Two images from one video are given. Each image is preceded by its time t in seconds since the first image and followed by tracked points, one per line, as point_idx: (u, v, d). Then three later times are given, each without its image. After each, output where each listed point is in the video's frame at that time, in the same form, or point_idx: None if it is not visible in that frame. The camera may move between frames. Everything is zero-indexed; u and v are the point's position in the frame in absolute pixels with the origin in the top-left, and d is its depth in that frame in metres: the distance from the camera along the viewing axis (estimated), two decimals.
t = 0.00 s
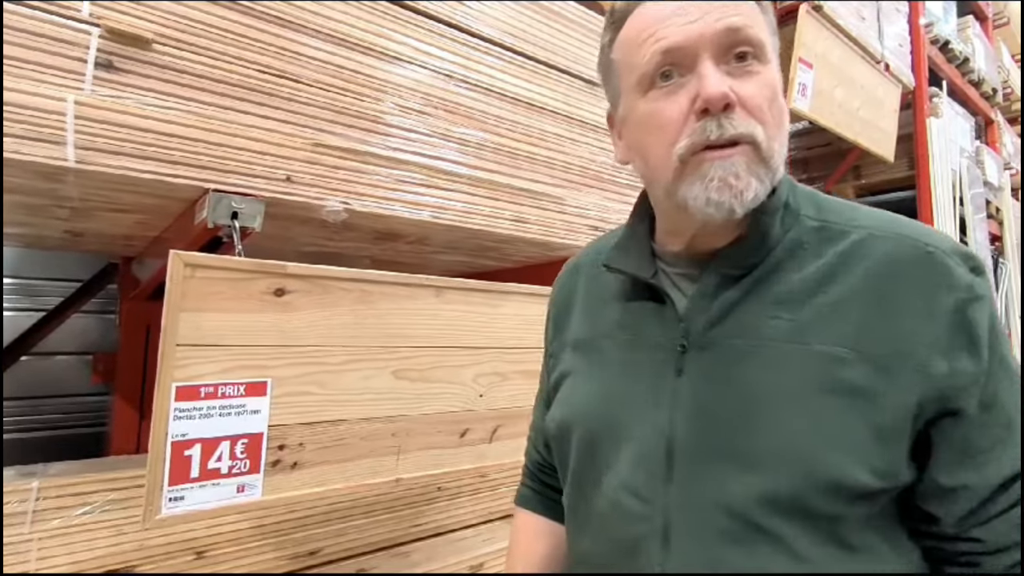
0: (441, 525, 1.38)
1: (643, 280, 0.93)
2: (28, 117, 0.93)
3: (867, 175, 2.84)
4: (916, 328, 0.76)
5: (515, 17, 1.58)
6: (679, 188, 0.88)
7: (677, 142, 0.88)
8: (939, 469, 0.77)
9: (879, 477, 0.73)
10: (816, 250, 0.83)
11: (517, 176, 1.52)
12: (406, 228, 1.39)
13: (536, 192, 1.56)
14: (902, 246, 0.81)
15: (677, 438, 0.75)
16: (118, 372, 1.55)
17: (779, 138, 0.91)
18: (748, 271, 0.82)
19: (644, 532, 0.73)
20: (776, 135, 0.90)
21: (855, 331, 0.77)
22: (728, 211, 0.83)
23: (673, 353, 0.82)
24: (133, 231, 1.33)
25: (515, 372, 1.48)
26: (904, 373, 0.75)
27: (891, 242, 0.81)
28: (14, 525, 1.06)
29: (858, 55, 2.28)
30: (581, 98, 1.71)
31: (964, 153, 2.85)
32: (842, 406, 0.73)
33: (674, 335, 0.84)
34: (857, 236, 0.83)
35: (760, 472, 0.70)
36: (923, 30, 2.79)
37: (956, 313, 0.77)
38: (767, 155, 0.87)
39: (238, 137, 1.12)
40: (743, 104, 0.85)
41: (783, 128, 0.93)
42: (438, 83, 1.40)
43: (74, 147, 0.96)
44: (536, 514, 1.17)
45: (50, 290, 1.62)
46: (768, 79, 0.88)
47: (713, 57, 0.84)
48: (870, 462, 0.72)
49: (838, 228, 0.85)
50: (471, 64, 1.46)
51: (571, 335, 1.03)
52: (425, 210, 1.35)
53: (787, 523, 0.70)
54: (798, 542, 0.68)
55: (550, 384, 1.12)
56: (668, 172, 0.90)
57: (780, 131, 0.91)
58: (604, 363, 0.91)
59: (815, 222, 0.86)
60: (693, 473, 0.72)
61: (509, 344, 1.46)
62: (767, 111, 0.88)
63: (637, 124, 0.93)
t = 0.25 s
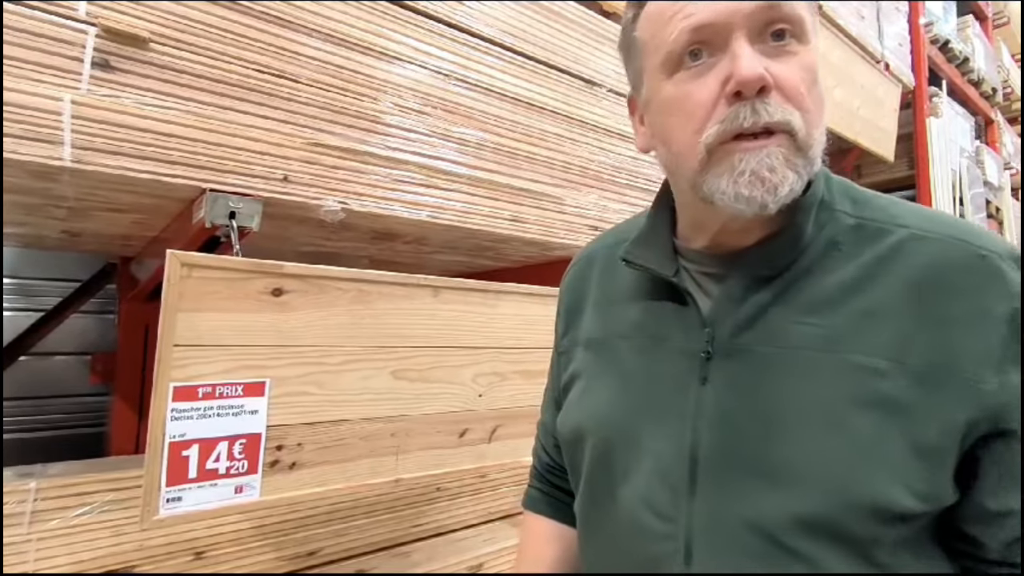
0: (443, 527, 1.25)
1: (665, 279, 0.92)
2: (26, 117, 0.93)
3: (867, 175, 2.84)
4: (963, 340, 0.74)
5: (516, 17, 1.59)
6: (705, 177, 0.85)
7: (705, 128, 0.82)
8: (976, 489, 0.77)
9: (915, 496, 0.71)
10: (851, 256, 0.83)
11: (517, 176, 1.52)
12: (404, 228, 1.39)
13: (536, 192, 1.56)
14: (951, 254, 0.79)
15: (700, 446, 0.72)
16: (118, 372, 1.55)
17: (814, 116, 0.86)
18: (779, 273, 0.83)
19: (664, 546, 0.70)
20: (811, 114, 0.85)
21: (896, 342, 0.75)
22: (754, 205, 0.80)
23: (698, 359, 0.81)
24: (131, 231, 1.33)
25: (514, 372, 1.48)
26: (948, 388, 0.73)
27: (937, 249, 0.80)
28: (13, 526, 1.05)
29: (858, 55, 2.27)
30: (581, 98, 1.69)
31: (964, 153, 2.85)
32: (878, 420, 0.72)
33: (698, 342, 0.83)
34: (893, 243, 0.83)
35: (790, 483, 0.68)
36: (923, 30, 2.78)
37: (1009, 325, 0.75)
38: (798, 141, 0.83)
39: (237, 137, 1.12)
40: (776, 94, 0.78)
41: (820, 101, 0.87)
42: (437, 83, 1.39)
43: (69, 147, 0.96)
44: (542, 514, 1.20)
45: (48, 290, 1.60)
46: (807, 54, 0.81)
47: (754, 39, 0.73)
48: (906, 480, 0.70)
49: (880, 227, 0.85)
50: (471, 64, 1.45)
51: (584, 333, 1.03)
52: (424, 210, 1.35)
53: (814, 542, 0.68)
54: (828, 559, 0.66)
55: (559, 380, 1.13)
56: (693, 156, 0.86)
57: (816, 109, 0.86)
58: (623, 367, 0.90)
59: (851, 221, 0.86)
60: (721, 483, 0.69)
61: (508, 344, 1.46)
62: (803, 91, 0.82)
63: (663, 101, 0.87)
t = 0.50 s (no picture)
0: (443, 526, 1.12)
1: (690, 275, 0.91)
2: (20, 117, 0.93)
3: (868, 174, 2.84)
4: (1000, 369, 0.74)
5: (512, 16, 1.59)
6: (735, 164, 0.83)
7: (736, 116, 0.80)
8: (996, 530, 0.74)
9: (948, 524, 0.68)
10: (896, 267, 0.81)
11: (515, 176, 1.52)
12: (402, 228, 1.39)
13: (534, 192, 1.56)
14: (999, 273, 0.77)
15: (731, 467, 0.63)
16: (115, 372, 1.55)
17: (861, 103, 0.81)
18: (818, 277, 0.81)
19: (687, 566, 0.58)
20: (857, 102, 0.80)
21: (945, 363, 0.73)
22: (779, 200, 0.78)
23: (723, 367, 0.76)
24: (129, 232, 1.33)
25: (513, 372, 1.48)
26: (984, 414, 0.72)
27: (988, 263, 0.78)
28: (12, 527, 1.04)
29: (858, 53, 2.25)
30: (580, 98, 1.68)
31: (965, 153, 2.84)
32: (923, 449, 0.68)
33: (723, 349, 0.78)
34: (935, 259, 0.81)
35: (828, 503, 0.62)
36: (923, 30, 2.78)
37: None
38: (838, 130, 0.78)
39: (234, 137, 1.11)
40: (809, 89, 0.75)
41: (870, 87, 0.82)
42: (435, 83, 1.39)
43: (67, 147, 0.96)
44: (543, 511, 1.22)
45: (45, 290, 1.58)
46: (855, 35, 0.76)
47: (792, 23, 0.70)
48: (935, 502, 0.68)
49: (925, 229, 0.84)
50: (470, 64, 1.45)
51: (597, 330, 1.01)
52: (421, 210, 1.34)
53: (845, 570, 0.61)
54: None
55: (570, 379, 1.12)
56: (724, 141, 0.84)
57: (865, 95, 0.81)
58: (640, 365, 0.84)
59: (900, 224, 0.85)
60: (752, 493, 0.62)
61: (508, 344, 1.46)
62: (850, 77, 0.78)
63: (691, 85, 0.86)
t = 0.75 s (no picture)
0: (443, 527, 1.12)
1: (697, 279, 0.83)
2: (19, 117, 0.93)
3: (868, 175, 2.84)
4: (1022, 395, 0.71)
5: (511, 16, 1.59)
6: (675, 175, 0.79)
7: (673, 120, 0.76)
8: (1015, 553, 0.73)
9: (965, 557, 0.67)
10: (927, 281, 0.75)
11: (516, 176, 1.52)
12: (402, 228, 1.39)
13: (535, 192, 1.56)
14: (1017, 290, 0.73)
15: (725, 476, 0.69)
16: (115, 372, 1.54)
17: (833, 129, 0.75)
18: (830, 286, 0.76)
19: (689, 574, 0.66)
20: (824, 125, 0.75)
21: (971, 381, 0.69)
22: (700, 199, 0.71)
23: (725, 379, 0.75)
24: (129, 232, 1.33)
25: (513, 372, 1.48)
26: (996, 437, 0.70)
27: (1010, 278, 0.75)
28: (10, 527, 1.04)
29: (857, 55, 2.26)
30: (580, 98, 1.68)
31: (964, 153, 2.84)
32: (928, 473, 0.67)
33: (729, 358, 0.76)
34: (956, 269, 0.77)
35: (840, 534, 0.61)
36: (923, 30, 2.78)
37: None
38: (785, 143, 0.72)
39: (234, 137, 1.11)
40: (743, 94, 0.71)
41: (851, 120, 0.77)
42: (435, 83, 1.39)
43: (67, 147, 0.96)
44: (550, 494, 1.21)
45: (45, 290, 1.58)
46: (822, 54, 0.73)
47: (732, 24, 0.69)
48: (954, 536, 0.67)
49: (952, 237, 0.78)
50: (470, 64, 1.45)
51: (609, 331, 0.90)
52: (421, 210, 1.34)
53: None
54: None
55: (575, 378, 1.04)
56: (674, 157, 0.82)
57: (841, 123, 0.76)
58: (660, 382, 0.79)
59: (926, 231, 0.78)
60: (754, 522, 0.65)
61: (508, 344, 1.46)
62: (810, 95, 0.73)
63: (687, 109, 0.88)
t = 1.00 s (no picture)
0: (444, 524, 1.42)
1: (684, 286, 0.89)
2: (20, 116, 0.92)
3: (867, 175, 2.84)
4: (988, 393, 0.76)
5: (513, 16, 1.57)
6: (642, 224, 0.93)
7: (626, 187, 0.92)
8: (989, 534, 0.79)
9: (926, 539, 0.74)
10: (893, 280, 0.79)
11: (517, 176, 1.52)
12: (403, 228, 1.39)
13: (536, 192, 1.56)
14: (990, 288, 0.78)
15: (691, 464, 0.78)
16: (115, 372, 1.54)
17: (755, 163, 0.81)
18: (789, 283, 0.80)
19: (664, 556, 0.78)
20: (745, 163, 0.81)
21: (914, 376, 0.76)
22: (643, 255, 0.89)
23: (697, 369, 0.82)
24: (129, 232, 1.33)
25: (513, 372, 1.48)
26: (958, 437, 0.75)
27: (977, 270, 0.79)
28: (10, 527, 1.05)
29: (858, 55, 2.28)
30: (580, 98, 1.68)
31: (964, 153, 2.85)
32: (880, 460, 0.75)
33: (698, 350, 0.83)
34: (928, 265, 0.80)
35: (782, 514, 0.73)
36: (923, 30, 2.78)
37: None
38: (700, 197, 0.81)
39: (235, 137, 1.11)
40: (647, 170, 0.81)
41: (785, 141, 0.81)
42: (435, 83, 1.39)
43: (68, 147, 0.96)
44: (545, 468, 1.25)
45: (46, 290, 1.60)
46: (701, 115, 0.78)
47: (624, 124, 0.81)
48: (914, 517, 0.74)
49: (925, 238, 0.82)
50: (470, 64, 1.45)
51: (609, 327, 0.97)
52: (421, 211, 1.34)
53: None
54: None
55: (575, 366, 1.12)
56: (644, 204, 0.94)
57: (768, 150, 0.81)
58: (655, 375, 0.85)
59: (897, 229, 0.82)
60: (716, 506, 0.76)
61: (508, 344, 1.46)
62: (717, 143, 0.79)
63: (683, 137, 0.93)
